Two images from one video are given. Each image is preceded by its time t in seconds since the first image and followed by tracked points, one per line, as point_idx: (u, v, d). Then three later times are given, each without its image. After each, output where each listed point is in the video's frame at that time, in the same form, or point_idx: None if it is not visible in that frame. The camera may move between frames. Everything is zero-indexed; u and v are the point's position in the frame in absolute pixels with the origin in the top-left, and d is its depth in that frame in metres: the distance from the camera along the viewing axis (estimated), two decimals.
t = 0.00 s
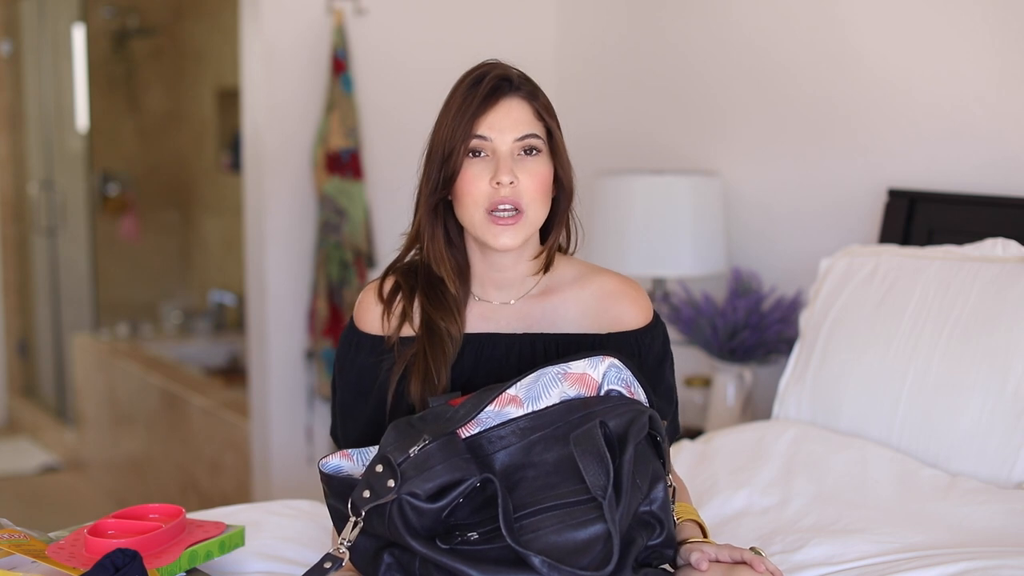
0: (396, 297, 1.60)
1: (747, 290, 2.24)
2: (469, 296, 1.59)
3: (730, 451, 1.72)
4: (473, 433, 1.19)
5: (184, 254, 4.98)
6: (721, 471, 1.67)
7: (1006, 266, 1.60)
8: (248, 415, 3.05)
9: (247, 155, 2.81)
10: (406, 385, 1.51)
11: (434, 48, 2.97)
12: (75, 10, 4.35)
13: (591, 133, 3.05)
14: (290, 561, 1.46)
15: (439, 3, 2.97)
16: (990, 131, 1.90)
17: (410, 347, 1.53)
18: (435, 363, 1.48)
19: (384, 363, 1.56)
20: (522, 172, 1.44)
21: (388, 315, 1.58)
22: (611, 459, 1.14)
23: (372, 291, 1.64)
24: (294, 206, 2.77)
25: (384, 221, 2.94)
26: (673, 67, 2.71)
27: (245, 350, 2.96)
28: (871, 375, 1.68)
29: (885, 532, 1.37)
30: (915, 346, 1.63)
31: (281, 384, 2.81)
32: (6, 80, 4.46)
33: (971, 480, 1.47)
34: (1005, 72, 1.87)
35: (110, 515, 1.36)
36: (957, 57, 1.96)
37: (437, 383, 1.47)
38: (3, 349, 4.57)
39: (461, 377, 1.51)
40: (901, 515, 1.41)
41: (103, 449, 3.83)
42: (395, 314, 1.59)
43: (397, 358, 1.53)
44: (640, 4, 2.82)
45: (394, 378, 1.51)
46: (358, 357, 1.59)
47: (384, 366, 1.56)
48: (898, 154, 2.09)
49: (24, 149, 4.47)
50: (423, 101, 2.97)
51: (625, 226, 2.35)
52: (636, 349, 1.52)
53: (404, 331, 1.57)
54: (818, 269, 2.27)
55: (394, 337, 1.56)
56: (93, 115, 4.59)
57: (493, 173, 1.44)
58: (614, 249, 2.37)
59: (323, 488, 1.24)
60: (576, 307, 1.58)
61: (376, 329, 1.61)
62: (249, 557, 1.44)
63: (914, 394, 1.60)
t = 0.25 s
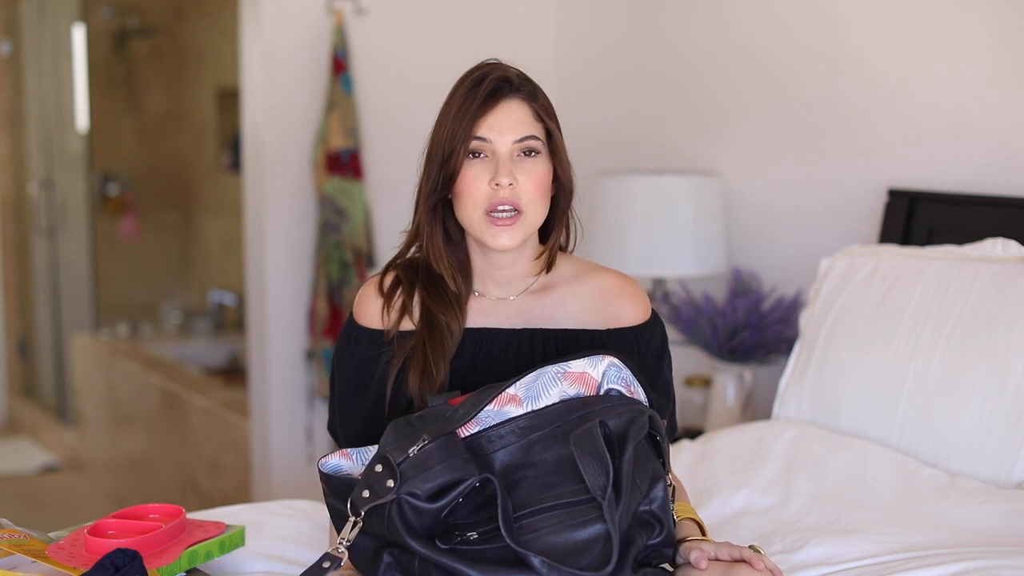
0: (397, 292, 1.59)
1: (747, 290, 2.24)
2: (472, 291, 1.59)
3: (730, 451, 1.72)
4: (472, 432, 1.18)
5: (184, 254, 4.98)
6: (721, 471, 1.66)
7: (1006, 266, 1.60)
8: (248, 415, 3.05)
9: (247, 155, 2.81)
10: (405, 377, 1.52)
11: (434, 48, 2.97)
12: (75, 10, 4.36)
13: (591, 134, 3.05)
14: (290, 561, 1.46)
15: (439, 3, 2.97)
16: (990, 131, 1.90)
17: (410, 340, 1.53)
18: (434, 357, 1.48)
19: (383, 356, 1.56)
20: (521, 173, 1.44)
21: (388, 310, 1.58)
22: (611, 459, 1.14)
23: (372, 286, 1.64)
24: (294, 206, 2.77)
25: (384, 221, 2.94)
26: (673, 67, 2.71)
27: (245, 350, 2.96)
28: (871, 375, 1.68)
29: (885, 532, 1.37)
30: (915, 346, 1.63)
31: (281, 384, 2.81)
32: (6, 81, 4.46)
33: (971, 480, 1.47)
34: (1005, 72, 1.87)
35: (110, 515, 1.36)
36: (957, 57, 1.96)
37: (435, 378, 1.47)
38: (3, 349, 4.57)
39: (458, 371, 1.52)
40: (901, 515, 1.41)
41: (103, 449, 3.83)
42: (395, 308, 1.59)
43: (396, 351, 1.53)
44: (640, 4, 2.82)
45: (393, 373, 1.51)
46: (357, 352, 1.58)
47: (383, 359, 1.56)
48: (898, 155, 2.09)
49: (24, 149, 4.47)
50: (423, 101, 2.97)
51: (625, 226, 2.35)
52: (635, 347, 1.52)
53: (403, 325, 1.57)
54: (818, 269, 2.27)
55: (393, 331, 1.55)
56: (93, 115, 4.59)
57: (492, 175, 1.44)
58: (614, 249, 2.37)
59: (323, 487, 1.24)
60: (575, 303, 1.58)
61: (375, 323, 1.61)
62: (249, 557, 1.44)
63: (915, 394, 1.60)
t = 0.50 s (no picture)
0: (396, 291, 1.59)
1: (747, 290, 2.24)
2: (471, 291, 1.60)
3: (730, 451, 1.72)
4: (472, 432, 1.18)
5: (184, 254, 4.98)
6: (721, 471, 1.66)
7: (1006, 266, 1.60)
8: (248, 415, 3.05)
9: (247, 155, 2.81)
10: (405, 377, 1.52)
11: (434, 48, 2.97)
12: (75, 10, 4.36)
13: (591, 134, 3.05)
14: (290, 561, 1.46)
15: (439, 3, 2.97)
16: (990, 131, 1.90)
17: (410, 339, 1.53)
18: (433, 355, 1.48)
19: (383, 355, 1.56)
20: (520, 174, 1.45)
21: (387, 310, 1.58)
22: (611, 459, 1.14)
23: (372, 286, 1.64)
24: (294, 206, 2.77)
25: (384, 221, 2.94)
26: (673, 67, 2.71)
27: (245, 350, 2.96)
28: (871, 375, 1.68)
29: (885, 532, 1.37)
30: (915, 346, 1.63)
31: (281, 384, 2.81)
32: (6, 81, 4.46)
33: (971, 480, 1.47)
34: (1004, 72, 1.87)
35: (110, 515, 1.36)
36: (957, 57, 1.96)
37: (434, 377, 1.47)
38: (3, 349, 4.57)
39: (457, 371, 1.52)
40: (901, 515, 1.41)
41: (103, 449, 3.82)
42: (394, 308, 1.59)
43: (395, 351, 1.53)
44: (640, 4, 2.82)
45: (393, 371, 1.51)
46: (357, 351, 1.58)
47: (383, 359, 1.56)
48: (898, 155, 2.09)
49: (24, 149, 4.47)
50: (423, 101, 2.97)
51: (625, 226, 2.35)
52: (634, 347, 1.52)
53: (402, 325, 1.57)
54: (818, 269, 2.27)
55: (393, 330, 1.55)
56: (93, 115, 4.59)
57: (491, 175, 1.44)
58: (614, 249, 2.37)
59: (323, 487, 1.24)
60: (574, 303, 1.58)
61: (374, 323, 1.61)
62: (249, 557, 1.44)
63: (915, 394, 1.60)
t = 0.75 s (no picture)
0: (397, 292, 1.59)
1: (747, 290, 2.24)
2: (472, 292, 1.60)
3: (730, 451, 1.72)
4: (472, 433, 1.18)
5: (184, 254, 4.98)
6: (721, 471, 1.66)
7: (1006, 266, 1.60)
8: (248, 415, 3.05)
9: (247, 155, 2.81)
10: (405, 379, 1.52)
11: (434, 48, 2.97)
12: (75, 10, 4.36)
13: (591, 134, 3.05)
14: (290, 561, 1.46)
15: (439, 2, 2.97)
16: (990, 131, 1.90)
17: (410, 340, 1.53)
18: (433, 356, 1.48)
19: (383, 357, 1.56)
20: (519, 171, 1.44)
21: (387, 310, 1.58)
22: (611, 460, 1.14)
23: (373, 286, 1.64)
24: (294, 206, 2.77)
25: (384, 221, 2.94)
26: (673, 66, 2.71)
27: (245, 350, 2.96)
28: (871, 375, 1.68)
29: (885, 532, 1.37)
30: (915, 346, 1.63)
31: (281, 384, 2.81)
32: (6, 81, 4.46)
33: (971, 480, 1.47)
34: (1005, 72, 1.87)
35: (110, 515, 1.36)
36: (957, 57, 1.96)
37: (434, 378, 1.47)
38: (3, 349, 4.57)
39: (457, 372, 1.52)
40: (901, 515, 1.41)
41: (103, 449, 3.83)
42: (394, 309, 1.59)
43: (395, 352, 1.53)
44: (640, 4, 2.82)
45: (393, 373, 1.51)
46: (357, 351, 1.58)
47: (382, 361, 1.56)
48: (898, 155, 2.09)
49: (24, 149, 4.47)
50: (423, 100, 2.97)
51: (625, 226, 2.35)
52: (634, 348, 1.52)
53: (402, 326, 1.57)
54: (818, 269, 2.27)
55: (393, 331, 1.55)
56: (93, 115, 4.59)
57: (490, 173, 1.44)
58: (614, 249, 2.37)
59: (323, 488, 1.24)
60: (574, 304, 1.58)
61: (375, 324, 1.61)
62: (249, 557, 1.44)
63: (915, 394, 1.60)
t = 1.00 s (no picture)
0: (397, 292, 1.59)
1: (747, 290, 2.24)
2: (472, 292, 1.60)
3: (730, 451, 1.72)
4: (472, 433, 1.18)
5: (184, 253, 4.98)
6: (721, 471, 1.67)
7: (1006, 266, 1.60)
8: (248, 415, 3.05)
9: (247, 155, 2.81)
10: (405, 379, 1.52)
11: (434, 48, 2.97)
12: (75, 10, 4.36)
13: (591, 134, 3.05)
14: (290, 561, 1.46)
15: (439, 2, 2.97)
16: (990, 131, 1.90)
17: (410, 341, 1.53)
18: (433, 357, 1.48)
19: (383, 357, 1.56)
20: (519, 171, 1.44)
21: (388, 311, 1.58)
22: (611, 460, 1.14)
23: (373, 287, 1.64)
24: (294, 206, 2.77)
25: (384, 221, 2.94)
26: (674, 66, 2.71)
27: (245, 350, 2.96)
28: (871, 375, 1.68)
29: (885, 532, 1.37)
30: (915, 346, 1.63)
31: (281, 384, 2.81)
32: (6, 81, 4.46)
33: (971, 480, 1.47)
34: (1005, 72, 1.87)
35: (110, 515, 1.36)
36: (957, 57, 1.96)
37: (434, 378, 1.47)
38: (3, 349, 4.57)
39: (457, 372, 1.52)
40: (901, 516, 1.41)
41: (103, 449, 3.83)
42: (394, 310, 1.59)
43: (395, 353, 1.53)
44: (640, 4, 2.83)
45: (393, 373, 1.51)
46: (357, 352, 1.58)
47: (383, 362, 1.56)
48: (898, 155, 2.09)
49: (24, 149, 4.47)
50: (423, 100, 2.97)
51: (625, 226, 2.35)
52: (634, 349, 1.52)
53: (402, 328, 1.57)
54: (818, 269, 2.27)
55: (393, 332, 1.56)
56: (93, 115, 4.59)
57: (489, 173, 1.44)
58: (614, 249, 2.37)
59: (323, 488, 1.24)
60: (575, 304, 1.58)
61: (375, 325, 1.61)
62: (249, 557, 1.44)
63: (915, 394, 1.60)
